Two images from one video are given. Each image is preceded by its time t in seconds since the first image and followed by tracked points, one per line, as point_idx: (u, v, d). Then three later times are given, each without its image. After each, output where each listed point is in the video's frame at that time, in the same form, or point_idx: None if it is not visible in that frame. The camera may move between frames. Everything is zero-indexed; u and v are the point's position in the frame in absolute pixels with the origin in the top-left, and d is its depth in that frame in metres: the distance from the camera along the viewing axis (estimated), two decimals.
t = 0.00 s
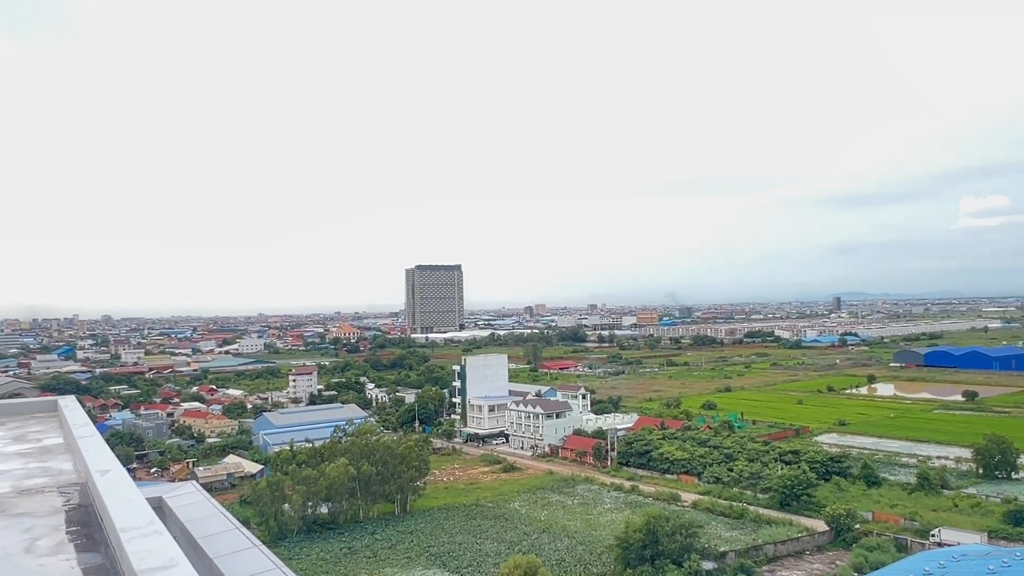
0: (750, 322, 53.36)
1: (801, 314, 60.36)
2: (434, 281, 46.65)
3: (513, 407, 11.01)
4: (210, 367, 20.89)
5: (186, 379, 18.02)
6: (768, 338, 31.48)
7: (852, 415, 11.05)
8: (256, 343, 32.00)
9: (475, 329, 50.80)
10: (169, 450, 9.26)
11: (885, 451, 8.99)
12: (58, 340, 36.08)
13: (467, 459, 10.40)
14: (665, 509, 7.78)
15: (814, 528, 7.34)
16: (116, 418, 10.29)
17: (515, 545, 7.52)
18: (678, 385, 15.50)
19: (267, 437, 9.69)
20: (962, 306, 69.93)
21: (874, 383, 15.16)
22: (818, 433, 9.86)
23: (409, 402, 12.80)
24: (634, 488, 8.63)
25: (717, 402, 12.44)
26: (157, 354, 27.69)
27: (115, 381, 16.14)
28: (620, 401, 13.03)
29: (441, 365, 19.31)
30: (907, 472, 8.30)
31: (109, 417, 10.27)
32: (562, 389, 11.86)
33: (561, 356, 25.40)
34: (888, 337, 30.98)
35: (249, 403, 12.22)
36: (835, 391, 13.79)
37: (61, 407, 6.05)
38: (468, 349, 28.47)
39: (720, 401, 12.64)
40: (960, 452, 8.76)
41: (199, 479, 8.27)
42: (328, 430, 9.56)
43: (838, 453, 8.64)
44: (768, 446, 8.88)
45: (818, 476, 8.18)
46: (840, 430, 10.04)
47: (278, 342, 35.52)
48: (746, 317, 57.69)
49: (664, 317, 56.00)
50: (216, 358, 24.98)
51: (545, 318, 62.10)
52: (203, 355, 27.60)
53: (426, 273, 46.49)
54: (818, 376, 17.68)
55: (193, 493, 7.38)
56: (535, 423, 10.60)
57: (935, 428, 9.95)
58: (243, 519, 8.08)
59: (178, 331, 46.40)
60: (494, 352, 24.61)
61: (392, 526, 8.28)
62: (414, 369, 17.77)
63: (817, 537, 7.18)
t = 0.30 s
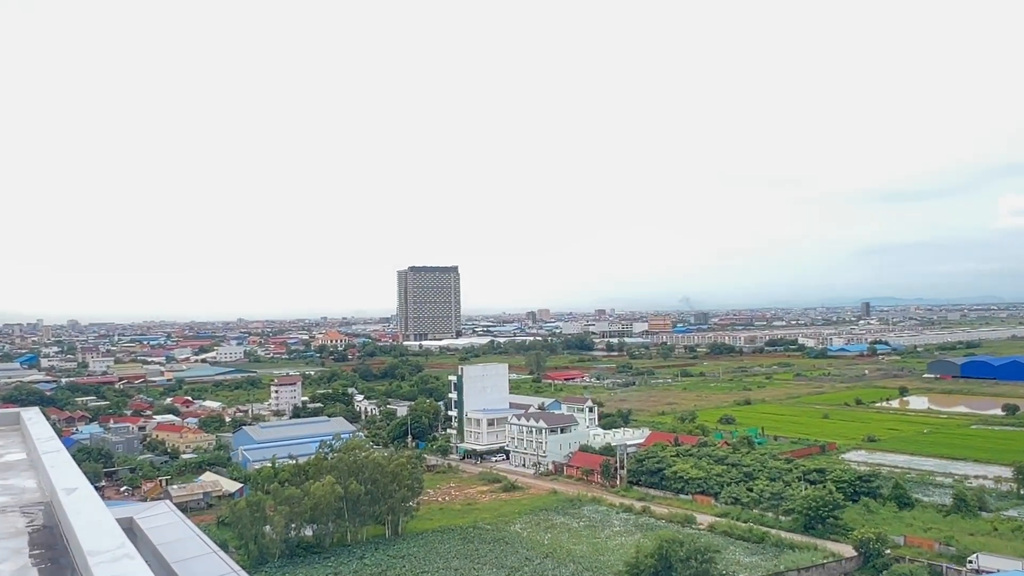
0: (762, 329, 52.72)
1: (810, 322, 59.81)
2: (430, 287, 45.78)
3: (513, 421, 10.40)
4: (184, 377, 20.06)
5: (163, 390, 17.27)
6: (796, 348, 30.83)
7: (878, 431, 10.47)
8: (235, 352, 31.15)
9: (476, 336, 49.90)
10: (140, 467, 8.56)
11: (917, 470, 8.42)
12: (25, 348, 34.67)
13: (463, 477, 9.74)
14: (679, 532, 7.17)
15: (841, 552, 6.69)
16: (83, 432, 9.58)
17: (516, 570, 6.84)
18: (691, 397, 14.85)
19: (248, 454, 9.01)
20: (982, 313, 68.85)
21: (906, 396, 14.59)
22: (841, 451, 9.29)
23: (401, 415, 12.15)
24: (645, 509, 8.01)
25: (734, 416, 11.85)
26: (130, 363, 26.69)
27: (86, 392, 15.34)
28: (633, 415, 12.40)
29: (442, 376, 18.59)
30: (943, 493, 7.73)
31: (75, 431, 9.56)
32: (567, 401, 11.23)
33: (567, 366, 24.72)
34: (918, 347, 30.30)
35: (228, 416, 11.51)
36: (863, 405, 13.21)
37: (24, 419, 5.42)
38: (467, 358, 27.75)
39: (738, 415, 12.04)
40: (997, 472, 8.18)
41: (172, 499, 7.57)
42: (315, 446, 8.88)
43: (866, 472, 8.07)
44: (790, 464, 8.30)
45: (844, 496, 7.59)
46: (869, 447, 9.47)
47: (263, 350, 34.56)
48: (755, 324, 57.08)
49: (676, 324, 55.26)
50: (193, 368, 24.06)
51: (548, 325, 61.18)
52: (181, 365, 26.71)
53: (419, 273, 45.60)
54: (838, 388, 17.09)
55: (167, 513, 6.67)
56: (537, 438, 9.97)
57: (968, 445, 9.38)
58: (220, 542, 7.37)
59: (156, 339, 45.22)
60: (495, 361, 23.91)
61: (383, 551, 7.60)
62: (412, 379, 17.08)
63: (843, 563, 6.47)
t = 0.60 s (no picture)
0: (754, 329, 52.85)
1: (803, 323, 59.97)
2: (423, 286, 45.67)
3: (505, 422, 10.40)
4: (175, 377, 20.10)
5: (154, 391, 17.29)
6: (788, 348, 30.83)
7: (871, 432, 10.46)
8: (226, 352, 31.14)
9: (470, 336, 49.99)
10: (130, 469, 8.57)
11: (909, 472, 8.41)
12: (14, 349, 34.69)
13: (455, 477, 9.74)
14: (670, 533, 7.16)
15: (833, 554, 6.66)
16: (72, 434, 9.58)
17: (506, 571, 6.83)
18: (682, 398, 14.86)
19: (238, 455, 9.02)
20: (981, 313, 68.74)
21: (898, 397, 14.61)
22: (833, 452, 9.28)
23: (394, 415, 12.14)
24: (637, 510, 8.00)
25: (727, 417, 11.85)
26: (119, 363, 26.65)
27: (76, 393, 15.36)
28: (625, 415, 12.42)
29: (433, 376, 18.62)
30: (935, 494, 7.72)
31: (64, 434, 9.57)
32: (559, 402, 11.20)
33: (558, 367, 24.74)
34: (910, 348, 30.40)
35: (217, 417, 11.53)
36: (854, 406, 13.23)
37: (11, 423, 5.41)
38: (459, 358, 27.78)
39: (731, 416, 12.03)
40: (990, 474, 8.16)
41: (162, 501, 7.57)
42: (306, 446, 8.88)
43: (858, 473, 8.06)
44: (782, 465, 8.28)
45: (837, 498, 7.57)
46: (862, 449, 9.46)
47: (254, 350, 34.53)
48: (748, 325, 57.19)
49: (668, 325, 55.40)
50: (185, 368, 24.10)
51: (542, 325, 61.08)
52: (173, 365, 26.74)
53: (411, 273, 45.64)
54: (830, 389, 17.11)
55: (157, 515, 6.67)
56: (528, 439, 9.97)
57: (961, 447, 9.38)
58: (211, 543, 7.36)
59: (148, 339, 45.24)
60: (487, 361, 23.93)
61: (374, 551, 7.61)
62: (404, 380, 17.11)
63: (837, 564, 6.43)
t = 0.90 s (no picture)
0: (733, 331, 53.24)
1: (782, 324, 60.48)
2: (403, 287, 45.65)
3: (486, 423, 10.38)
4: (153, 379, 19.90)
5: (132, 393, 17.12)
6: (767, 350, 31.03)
7: (849, 432, 10.53)
8: (205, 353, 30.88)
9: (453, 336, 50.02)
10: (106, 471, 8.47)
11: (888, 472, 8.45)
12: None
13: (437, 479, 9.70)
14: (651, 534, 7.15)
15: (813, 554, 6.67)
16: (47, 437, 9.46)
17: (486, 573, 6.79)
18: (663, 398, 14.91)
19: (216, 457, 8.94)
20: (961, 315, 69.48)
21: (875, 397, 14.75)
22: (812, 452, 9.32)
23: (374, 416, 12.09)
24: (618, 511, 7.98)
25: (707, 417, 11.89)
26: (95, 365, 26.34)
27: (52, 395, 15.17)
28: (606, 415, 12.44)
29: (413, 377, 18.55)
30: (913, 494, 7.76)
31: (38, 436, 9.43)
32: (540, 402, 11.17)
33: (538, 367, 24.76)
34: (885, 349, 30.74)
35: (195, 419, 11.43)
36: (832, 406, 13.34)
37: None
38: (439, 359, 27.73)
39: (710, 417, 12.06)
40: (968, 474, 8.22)
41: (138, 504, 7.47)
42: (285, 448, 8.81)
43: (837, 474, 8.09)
44: (762, 466, 8.30)
45: (817, 498, 7.59)
46: (840, 449, 9.50)
47: (233, 351, 34.22)
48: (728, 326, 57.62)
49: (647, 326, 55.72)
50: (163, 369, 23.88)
51: (524, 326, 61.15)
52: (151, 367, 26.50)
53: (391, 274, 45.36)
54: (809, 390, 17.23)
55: (131, 519, 6.58)
56: (509, 440, 9.94)
57: (938, 446, 9.47)
58: (188, 547, 7.27)
59: (127, 341, 44.86)
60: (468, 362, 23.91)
61: (353, 553, 7.55)
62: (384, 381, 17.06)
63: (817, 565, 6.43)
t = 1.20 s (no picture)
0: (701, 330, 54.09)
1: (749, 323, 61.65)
2: (374, 285, 45.54)
3: (458, 420, 10.52)
4: (123, 378, 19.65)
5: (101, 392, 16.93)
6: (733, 347, 31.66)
7: (807, 427, 10.90)
8: (175, 351, 30.54)
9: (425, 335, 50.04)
10: (80, 469, 8.45)
11: (843, 465, 8.78)
12: None
13: (409, 475, 9.81)
14: (618, 526, 7.36)
15: (772, 544, 6.93)
16: (19, 435, 9.39)
17: (457, 566, 6.94)
18: (630, 397, 15.20)
19: (189, 455, 8.95)
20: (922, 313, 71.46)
21: (832, 393, 15.24)
22: (772, 447, 9.64)
23: (346, 415, 12.15)
24: (585, 505, 8.19)
25: (672, 415, 12.19)
26: (61, 364, 25.90)
27: (19, 394, 14.96)
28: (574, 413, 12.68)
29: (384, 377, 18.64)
30: (866, 486, 8.10)
31: (9, 435, 9.36)
32: (511, 400, 11.36)
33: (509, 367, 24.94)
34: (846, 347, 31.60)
35: (168, 418, 11.39)
36: (792, 403, 13.74)
37: None
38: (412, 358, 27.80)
39: (675, 414, 12.37)
40: (919, 467, 8.58)
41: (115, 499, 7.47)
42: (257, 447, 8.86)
43: (795, 467, 8.40)
44: (724, 460, 8.58)
45: (776, 491, 7.87)
46: (798, 444, 9.84)
47: (203, 349, 33.82)
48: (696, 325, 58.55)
49: (617, 326, 56.35)
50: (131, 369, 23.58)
51: (496, 326, 61.27)
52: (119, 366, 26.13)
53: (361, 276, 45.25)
54: (773, 387, 17.70)
55: (106, 515, 6.59)
56: (479, 438, 10.10)
57: (891, 440, 9.86)
58: (163, 543, 7.27)
59: (95, 339, 44.14)
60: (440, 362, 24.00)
61: (324, 550, 7.64)
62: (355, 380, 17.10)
63: (775, 555, 6.70)
